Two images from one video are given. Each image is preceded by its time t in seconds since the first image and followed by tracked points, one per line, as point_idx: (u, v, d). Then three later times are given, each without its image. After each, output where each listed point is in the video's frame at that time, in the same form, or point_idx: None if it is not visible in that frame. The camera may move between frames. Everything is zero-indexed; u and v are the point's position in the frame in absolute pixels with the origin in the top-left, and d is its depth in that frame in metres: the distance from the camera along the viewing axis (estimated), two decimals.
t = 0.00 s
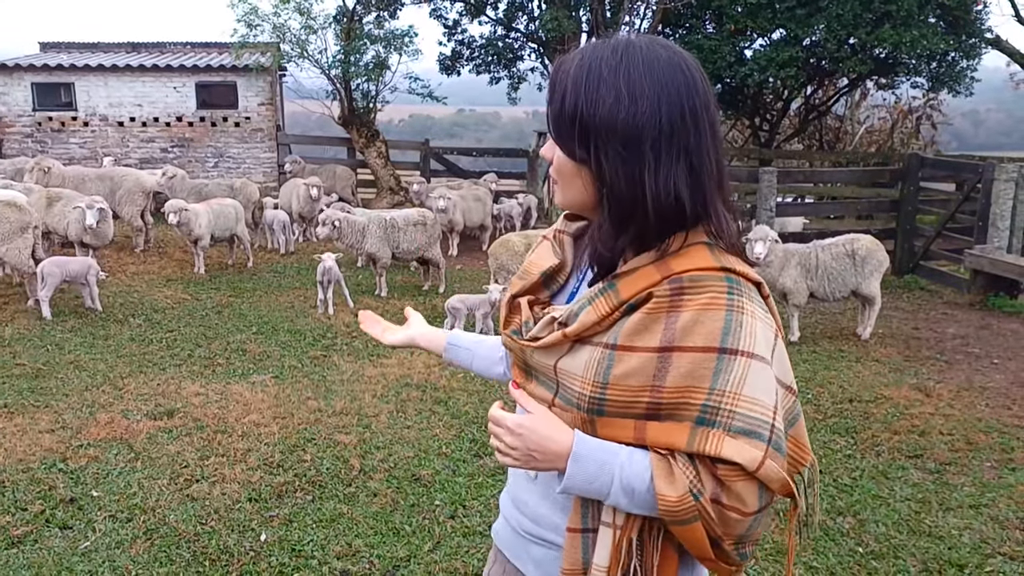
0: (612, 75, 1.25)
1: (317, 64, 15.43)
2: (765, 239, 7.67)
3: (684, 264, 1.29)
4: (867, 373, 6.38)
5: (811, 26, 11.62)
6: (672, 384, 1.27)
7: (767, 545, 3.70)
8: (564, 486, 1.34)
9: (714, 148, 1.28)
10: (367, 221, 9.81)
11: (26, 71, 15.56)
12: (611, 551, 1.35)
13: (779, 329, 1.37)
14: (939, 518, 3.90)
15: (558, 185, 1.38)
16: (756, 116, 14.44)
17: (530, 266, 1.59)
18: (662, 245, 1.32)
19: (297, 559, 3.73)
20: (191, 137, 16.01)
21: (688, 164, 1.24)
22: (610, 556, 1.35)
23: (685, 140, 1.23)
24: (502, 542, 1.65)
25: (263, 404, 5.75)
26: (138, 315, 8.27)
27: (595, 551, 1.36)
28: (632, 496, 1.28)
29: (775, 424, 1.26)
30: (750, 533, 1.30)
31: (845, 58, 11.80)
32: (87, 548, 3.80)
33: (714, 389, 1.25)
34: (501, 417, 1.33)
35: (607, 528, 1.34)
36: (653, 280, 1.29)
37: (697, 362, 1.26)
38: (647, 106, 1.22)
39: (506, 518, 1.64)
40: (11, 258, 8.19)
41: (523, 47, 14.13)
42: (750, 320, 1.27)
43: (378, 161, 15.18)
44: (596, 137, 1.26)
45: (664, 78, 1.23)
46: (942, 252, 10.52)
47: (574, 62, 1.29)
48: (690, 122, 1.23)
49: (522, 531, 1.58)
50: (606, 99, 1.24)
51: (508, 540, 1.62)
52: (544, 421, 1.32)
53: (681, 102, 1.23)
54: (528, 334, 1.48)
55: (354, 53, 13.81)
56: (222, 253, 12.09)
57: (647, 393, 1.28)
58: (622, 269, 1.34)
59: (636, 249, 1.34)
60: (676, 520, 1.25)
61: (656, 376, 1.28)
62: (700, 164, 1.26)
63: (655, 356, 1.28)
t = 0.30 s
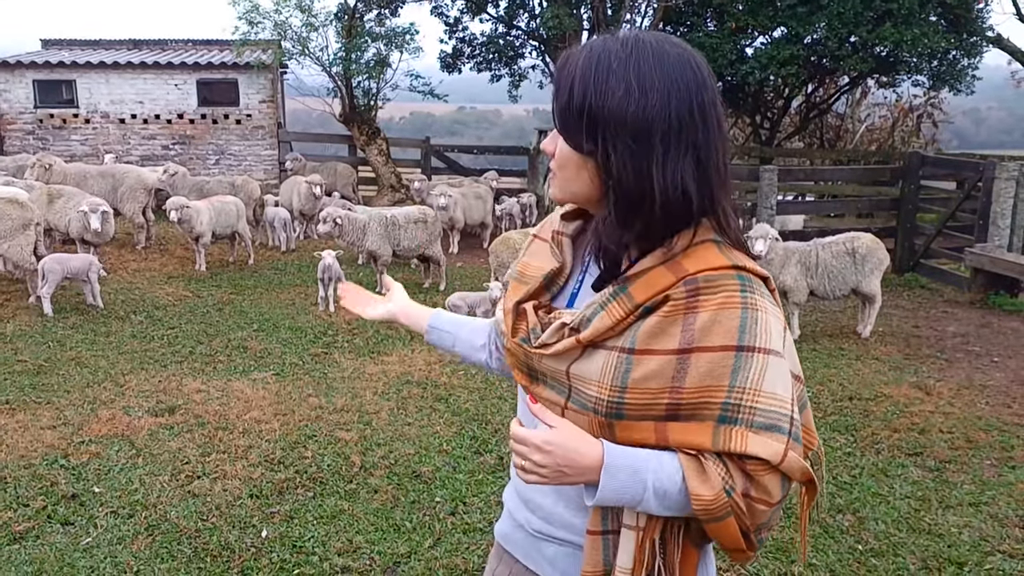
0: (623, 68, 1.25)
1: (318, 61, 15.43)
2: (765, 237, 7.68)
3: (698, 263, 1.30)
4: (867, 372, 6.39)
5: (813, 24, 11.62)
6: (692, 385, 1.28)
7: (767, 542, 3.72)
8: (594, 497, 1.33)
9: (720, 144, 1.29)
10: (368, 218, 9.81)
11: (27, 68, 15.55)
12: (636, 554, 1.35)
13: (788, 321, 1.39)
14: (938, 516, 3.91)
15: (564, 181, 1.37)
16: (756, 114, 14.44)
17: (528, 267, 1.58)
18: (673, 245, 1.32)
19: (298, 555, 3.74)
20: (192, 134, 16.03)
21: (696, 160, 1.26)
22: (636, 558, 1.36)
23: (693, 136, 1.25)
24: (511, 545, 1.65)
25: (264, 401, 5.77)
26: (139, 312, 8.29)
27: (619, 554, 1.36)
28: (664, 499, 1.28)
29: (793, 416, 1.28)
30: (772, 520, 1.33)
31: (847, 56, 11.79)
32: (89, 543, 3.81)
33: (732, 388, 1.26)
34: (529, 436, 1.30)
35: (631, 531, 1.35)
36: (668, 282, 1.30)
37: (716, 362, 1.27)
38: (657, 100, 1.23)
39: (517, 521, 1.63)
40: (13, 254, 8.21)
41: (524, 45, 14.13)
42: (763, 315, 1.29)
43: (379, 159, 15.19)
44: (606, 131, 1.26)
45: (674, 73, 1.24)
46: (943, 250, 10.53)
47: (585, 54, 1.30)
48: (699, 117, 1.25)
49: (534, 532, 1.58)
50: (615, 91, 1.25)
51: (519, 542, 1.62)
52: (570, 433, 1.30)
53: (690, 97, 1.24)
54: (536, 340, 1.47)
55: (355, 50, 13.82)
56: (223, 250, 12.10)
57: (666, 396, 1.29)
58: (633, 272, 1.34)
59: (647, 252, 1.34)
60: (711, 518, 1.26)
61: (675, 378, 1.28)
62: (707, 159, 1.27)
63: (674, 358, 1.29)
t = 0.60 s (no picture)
0: (615, 74, 1.26)
1: (318, 59, 15.44)
2: (766, 235, 7.69)
3: (701, 262, 1.31)
4: (867, 370, 6.41)
5: (813, 22, 11.63)
6: (690, 381, 1.29)
7: (767, 539, 3.74)
8: (595, 490, 1.34)
9: (720, 142, 1.29)
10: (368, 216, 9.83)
11: (28, 67, 15.56)
12: (636, 548, 1.37)
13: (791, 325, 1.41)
14: (938, 514, 3.93)
15: (569, 185, 1.39)
16: (756, 112, 14.46)
17: (541, 258, 1.59)
18: (675, 244, 1.33)
19: (300, 552, 3.75)
20: (192, 132, 16.04)
21: (695, 160, 1.26)
22: (635, 553, 1.37)
23: (690, 136, 1.25)
24: (513, 542, 1.66)
25: (266, 399, 5.78)
26: (140, 310, 8.30)
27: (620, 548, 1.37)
28: (663, 493, 1.29)
29: (791, 416, 1.30)
30: (768, 521, 1.34)
31: (847, 54, 11.80)
32: (92, 540, 3.82)
33: (729, 384, 1.28)
34: (533, 425, 1.29)
35: (631, 526, 1.36)
36: (671, 279, 1.31)
37: (718, 358, 1.28)
38: (651, 104, 1.24)
39: (520, 515, 1.64)
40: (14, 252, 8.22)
41: (524, 43, 14.14)
42: (765, 317, 1.30)
43: (379, 157, 15.20)
44: (602, 136, 1.27)
45: (666, 75, 1.25)
46: (943, 248, 10.55)
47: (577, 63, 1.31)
48: (694, 117, 1.25)
49: (537, 528, 1.59)
50: (609, 97, 1.26)
51: (522, 537, 1.63)
52: (572, 423, 1.30)
53: (685, 98, 1.24)
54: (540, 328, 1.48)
55: (355, 48, 13.82)
56: (223, 248, 12.12)
57: (664, 389, 1.31)
58: (639, 265, 1.35)
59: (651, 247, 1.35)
60: (710, 513, 1.27)
61: (674, 372, 1.30)
62: (707, 159, 1.27)
63: (674, 352, 1.30)
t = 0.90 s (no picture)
0: (624, 74, 1.28)
1: (315, 57, 15.44)
2: (765, 232, 7.71)
3: (699, 264, 1.32)
4: (865, 368, 6.43)
5: (810, 21, 11.67)
6: (682, 383, 1.31)
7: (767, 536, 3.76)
8: (585, 486, 1.37)
9: (727, 145, 1.29)
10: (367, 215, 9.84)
11: (25, 65, 15.54)
12: (630, 547, 1.39)
13: (793, 329, 1.40)
14: (937, 511, 3.94)
15: (578, 185, 1.42)
16: (753, 111, 14.48)
17: (553, 259, 1.62)
18: (674, 246, 1.35)
19: (302, 550, 3.76)
20: (189, 130, 16.03)
21: (699, 162, 1.26)
22: (630, 552, 1.39)
23: (696, 138, 1.25)
24: (520, 530, 1.69)
25: (266, 397, 5.78)
26: (138, 308, 8.30)
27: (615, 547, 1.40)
28: (652, 492, 1.31)
29: (784, 422, 1.30)
30: (764, 527, 1.34)
31: (843, 53, 11.84)
32: (93, 539, 3.83)
33: (720, 388, 1.29)
34: (523, 422, 1.37)
35: (625, 525, 1.38)
36: (666, 280, 1.33)
37: (708, 362, 1.30)
38: (658, 105, 1.25)
39: (528, 506, 1.66)
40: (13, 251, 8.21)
41: (522, 41, 14.16)
42: (761, 322, 1.30)
43: (377, 155, 15.19)
44: (608, 137, 1.29)
45: (675, 77, 1.26)
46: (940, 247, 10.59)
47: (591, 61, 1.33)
48: (701, 119, 1.25)
49: (541, 518, 1.61)
50: (616, 97, 1.27)
51: (529, 527, 1.65)
52: (562, 422, 1.36)
53: (693, 100, 1.25)
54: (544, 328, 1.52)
55: (352, 46, 13.82)
56: (221, 247, 12.10)
57: (656, 391, 1.33)
58: (637, 268, 1.37)
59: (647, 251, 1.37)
60: (697, 516, 1.28)
61: (666, 374, 1.32)
62: (711, 162, 1.27)
63: (665, 354, 1.32)
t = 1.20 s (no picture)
0: (622, 72, 1.28)
1: (307, 55, 15.41)
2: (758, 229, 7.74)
3: (698, 263, 1.32)
4: (859, 363, 6.46)
5: (801, 17, 11.73)
6: (677, 382, 1.31)
7: (765, 533, 3.78)
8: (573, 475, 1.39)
9: (728, 143, 1.28)
10: (360, 213, 9.83)
11: (15, 64, 15.46)
12: (621, 543, 1.40)
13: (794, 334, 1.40)
14: (933, 506, 3.97)
15: (583, 183, 1.44)
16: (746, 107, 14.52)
17: (565, 256, 1.64)
18: (674, 246, 1.36)
19: (300, 549, 3.75)
20: (181, 129, 15.98)
21: (698, 159, 1.26)
22: (620, 548, 1.40)
23: (693, 136, 1.25)
24: (525, 522, 1.70)
25: (261, 396, 5.78)
26: (132, 308, 8.27)
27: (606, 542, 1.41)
28: (635, 487, 1.32)
29: (777, 427, 1.29)
30: (751, 530, 1.34)
31: (835, 48, 11.89)
32: (92, 539, 3.82)
33: (715, 389, 1.29)
34: (515, 403, 1.39)
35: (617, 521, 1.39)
36: (665, 279, 1.34)
37: (703, 362, 1.30)
38: (655, 103, 1.25)
39: (534, 497, 1.67)
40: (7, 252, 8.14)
41: (514, 38, 14.16)
42: (758, 325, 1.30)
43: (370, 152, 15.16)
44: (607, 135, 1.29)
45: (673, 74, 1.26)
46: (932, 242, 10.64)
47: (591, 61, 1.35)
48: (698, 117, 1.25)
49: (544, 511, 1.62)
50: (613, 96, 1.28)
51: (533, 517, 1.67)
52: (556, 411, 1.38)
53: (691, 98, 1.25)
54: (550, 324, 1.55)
55: (344, 44, 13.79)
56: (214, 246, 12.07)
57: (650, 389, 1.34)
58: (639, 266, 1.39)
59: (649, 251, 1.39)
60: (677, 514, 1.29)
61: (662, 372, 1.32)
62: (710, 161, 1.26)
63: (661, 352, 1.33)
